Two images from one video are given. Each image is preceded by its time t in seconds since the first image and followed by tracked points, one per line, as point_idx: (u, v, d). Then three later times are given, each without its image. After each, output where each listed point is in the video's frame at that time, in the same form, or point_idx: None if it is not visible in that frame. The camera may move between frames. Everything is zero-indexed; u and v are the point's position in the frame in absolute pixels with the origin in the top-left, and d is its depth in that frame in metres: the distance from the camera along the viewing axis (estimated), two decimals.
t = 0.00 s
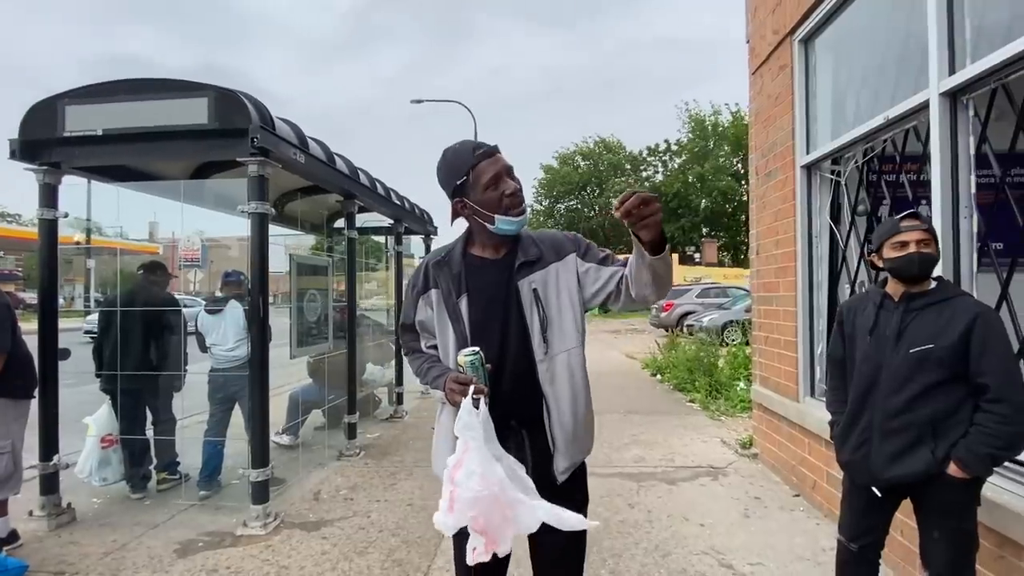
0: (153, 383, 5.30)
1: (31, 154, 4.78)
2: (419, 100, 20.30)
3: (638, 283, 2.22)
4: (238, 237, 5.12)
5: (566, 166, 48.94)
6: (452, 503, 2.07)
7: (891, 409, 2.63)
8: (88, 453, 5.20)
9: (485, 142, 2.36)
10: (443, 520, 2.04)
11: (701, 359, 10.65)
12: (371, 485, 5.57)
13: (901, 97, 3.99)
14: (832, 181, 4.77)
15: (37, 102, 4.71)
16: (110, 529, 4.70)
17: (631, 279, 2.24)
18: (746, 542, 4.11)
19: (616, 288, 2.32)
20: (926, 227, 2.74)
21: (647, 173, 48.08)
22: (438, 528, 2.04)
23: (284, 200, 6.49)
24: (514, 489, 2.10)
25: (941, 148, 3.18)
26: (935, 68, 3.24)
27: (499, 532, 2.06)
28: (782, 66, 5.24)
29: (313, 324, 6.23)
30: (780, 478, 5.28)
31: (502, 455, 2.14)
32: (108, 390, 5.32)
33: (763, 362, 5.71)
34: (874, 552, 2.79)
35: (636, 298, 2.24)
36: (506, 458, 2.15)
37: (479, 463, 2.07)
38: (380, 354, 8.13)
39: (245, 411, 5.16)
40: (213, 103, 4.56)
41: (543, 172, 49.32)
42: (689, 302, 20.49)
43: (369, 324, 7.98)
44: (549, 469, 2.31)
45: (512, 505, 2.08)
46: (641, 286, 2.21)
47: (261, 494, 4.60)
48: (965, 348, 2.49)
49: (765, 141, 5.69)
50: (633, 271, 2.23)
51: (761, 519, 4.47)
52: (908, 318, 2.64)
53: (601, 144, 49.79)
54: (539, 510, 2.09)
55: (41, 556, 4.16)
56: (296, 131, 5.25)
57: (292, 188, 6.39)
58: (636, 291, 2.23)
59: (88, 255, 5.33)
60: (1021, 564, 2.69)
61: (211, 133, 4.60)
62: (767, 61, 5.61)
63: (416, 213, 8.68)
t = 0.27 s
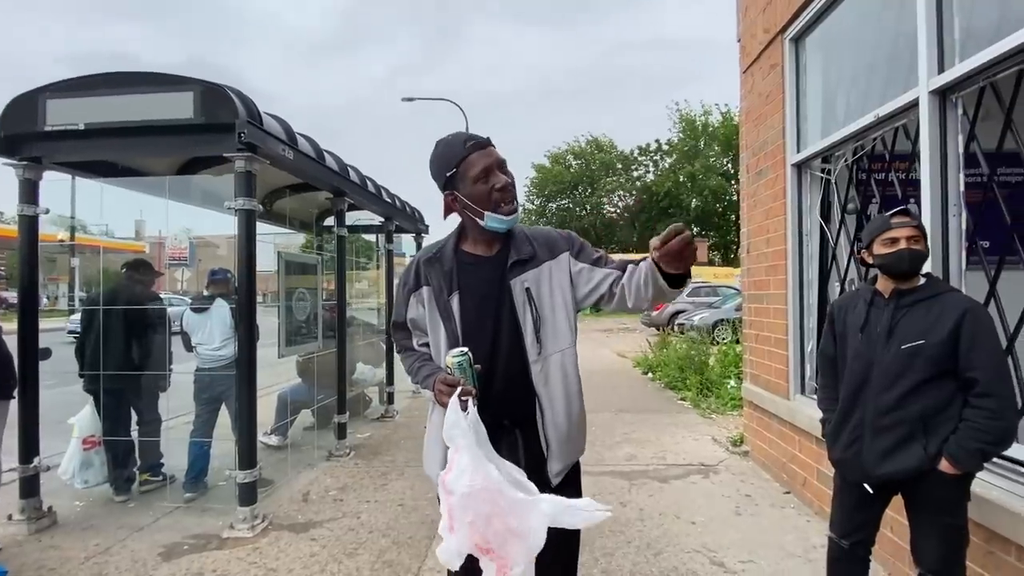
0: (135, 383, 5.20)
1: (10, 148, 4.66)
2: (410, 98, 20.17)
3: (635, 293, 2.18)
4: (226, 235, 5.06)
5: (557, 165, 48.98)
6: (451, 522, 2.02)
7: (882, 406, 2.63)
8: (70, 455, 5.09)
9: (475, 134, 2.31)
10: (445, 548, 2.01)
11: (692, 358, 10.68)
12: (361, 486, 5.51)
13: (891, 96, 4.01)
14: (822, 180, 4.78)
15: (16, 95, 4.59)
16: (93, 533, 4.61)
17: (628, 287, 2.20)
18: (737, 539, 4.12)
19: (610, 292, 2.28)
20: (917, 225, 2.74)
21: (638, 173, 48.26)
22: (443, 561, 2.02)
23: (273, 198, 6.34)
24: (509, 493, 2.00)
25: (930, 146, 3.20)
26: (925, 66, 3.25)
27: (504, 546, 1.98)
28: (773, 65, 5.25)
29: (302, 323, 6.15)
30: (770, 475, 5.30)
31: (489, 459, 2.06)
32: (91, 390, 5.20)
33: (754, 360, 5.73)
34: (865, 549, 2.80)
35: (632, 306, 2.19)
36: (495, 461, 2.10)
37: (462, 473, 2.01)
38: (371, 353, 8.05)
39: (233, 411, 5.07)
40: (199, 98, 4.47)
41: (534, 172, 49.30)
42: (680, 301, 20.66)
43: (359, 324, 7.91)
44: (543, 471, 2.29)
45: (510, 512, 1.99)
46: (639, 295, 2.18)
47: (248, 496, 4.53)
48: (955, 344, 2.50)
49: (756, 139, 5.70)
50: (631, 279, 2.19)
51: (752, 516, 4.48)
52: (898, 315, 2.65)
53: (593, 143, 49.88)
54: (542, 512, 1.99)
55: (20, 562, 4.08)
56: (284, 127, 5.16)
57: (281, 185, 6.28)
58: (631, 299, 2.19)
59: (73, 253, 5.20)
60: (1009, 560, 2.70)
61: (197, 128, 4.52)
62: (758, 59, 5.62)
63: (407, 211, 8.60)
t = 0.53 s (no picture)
0: (122, 385, 5.13)
1: None
2: (405, 96, 20.05)
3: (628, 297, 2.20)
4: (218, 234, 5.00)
5: (551, 165, 48.99)
6: (456, 528, 1.98)
7: (875, 407, 2.63)
8: (57, 458, 5.03)
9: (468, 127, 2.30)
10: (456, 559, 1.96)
11: (686, 357, 10.70)
12: (354, 487, 5.46)
13: (884, 97, 4.01)
14: (816, 180, 4.79)
15: None
16: (80, 537, 4.53)
17: (623, 291, 2.20)
18: (731, 539, 4.12)
19: (607, 296, 2.27)
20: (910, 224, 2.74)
21: (632, 173, 48.35)
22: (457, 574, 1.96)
23: (263, 197, 6.29)
24: (510, 489, 1.98)
25: (923, 146, 3.20)
26: (918, 67, 3.25)
27: (513, 546, 1.95)
28: (767, 65, 5.25)
29: (294, 323, 6.08)
30: (763, 475, 5.32)
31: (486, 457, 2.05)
32: (78, 392, 5.12)
33: (748, 360, 5.73)
34: (858, 549, 2.79)
35: (627, 310, 2.20)
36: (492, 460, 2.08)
37: (462, 477, 1.98)
38: (364, 354, 7.99)
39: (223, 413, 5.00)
40: (187, 95, 4.40)
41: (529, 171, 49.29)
42: (674, 300, 20.73)
43: (352, 323, 7.84)
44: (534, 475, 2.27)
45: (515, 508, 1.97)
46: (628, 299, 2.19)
47: (238, 499, 4.47)
48: (948, 345, 2.49)
49: (750, 139, 5.71)
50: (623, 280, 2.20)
51: (746, 516, 4.48)
52: (891, 316, 2.65)
53: (587, 143, 49.93)
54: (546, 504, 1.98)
55: (5, 567, 4.02)
56: (275, 125, 5.10)
57: (272, 184, 6.20)
58: (625, 300, 2.20)
59: (60, 253, 5.12)
60: (999, 559, 2.72)
61: (186, 125, 4.45)
62: (753, 59, 5.62)
63: (401, 210, 8.55)
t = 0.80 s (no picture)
0: (115, 384, 5.08)
1: None
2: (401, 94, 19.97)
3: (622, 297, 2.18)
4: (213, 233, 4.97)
5: (548, 164, 48.98)
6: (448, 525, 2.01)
7: (874, 405, 2.62)
8: (49, 457, 4.98)
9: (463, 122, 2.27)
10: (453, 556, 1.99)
11: (684, 356, 10.71)
12: (350, 487, 5.43)
13: (883, 95, 4.00)
14: (814, 178, 4.79)
15: None
16: (73, 538, 4.48)
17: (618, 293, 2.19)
18: (729, 538, 4.11)
19: (601, 296, 2.24)
20: (908, 222, 2.73)
21: (629, 172, 48.38)
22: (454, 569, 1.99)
23: (260, 194, 6.22)
24: (507, 502, 1.95)
25: (922, 145, 3.19)
26: (918, 65, 3.24)
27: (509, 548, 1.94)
28: (766, 63, 5.24)
29: (290, 321, 6.03)
30: (761, 474, 5.32)
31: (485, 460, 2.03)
32: (71, 390, 5.07)
33: (745, 359, 5.73)
34: (857, 548, 2.79)
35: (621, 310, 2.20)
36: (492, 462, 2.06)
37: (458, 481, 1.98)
38: (361, 352, 7.95)
39: (218, 412, 4.96)
40: (181, 91, 4.35)
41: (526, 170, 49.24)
42: (670, 299, 20.77)
43: (349, 322, 7.80)
44: (533, 474, 2.24)
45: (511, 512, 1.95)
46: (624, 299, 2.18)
47: (234, 499, 4.44)
48: (947, 343, 2.49)
49: (748, 137, 5.70)
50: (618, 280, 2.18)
51: (743, 515, 4.48)
52: (891, 314, 2.64)
53: (583, 142, 49.93)
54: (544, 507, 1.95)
55: None
56: (271, 121, 5.05)
57: (268, 182, 6.15)
58: (621, 299, 2.18)
59: (53, 251, 5.08)
60: (997, 557, 2.72)
61: (180, 121, 4.40)
62: (751, 58, 5.60)
63: (398, 208, 8.51)
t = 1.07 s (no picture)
0: (111, 381, 5.04)
1: None
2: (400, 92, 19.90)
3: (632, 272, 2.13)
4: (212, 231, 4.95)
5: (547, 162, 48.93)
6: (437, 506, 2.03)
7: (876, 403, 2.61)
8: (45, 455, 4.95)
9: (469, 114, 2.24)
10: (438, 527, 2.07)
11: (683, 355, 10.70)
12: (349, 485, 5.41)
13: (883, 94, 3.99)
14: (815, 176, 4.78)
15: None
16: (70, 536, 4.45)
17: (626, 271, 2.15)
18: (729, 536, 4.11)
19: (608, 281, 2.23)
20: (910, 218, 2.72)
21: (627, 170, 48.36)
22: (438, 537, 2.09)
23: (258, 190, 6.19)
24: (499, 501, 1.95)
25: (924, 143, 3.18)
26: (920, 63, 3.23)
27: (491, 537, 1.98)
28: (766, 61, 5.22)
29: (288, 319, 6.00)
30: (761, 472, 5.32)
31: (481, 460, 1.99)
32: (67, 388, 5.03)
33: (745, 358, 5.72)
34: (858, 546, 2.78)
35: (630, 290, 2.16)
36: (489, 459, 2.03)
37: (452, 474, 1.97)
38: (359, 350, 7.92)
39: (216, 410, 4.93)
40: (179, 86, 4.32)
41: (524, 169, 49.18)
42: (669, 298, 20.77)
43: (347, 320, 7.77)
44: (532, 472, 2.22)
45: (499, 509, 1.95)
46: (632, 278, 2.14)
47: (232, 497, 4.41)
48: (950, 341, 2.48)
49: (748, 135, 5.69)
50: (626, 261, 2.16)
51: (743, 513, 4.47)
52: (893, 312, 2.63)
53: (582, 140, 49.89)
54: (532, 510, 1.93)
55: None
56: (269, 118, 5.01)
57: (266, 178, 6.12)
58: (628, 279, 2.15)
59: (50, 248, 5.04)
60: (999, 555, 2.71)
61: (178, 117, 4.37)
62: (752, 56, 5.59)
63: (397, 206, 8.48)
